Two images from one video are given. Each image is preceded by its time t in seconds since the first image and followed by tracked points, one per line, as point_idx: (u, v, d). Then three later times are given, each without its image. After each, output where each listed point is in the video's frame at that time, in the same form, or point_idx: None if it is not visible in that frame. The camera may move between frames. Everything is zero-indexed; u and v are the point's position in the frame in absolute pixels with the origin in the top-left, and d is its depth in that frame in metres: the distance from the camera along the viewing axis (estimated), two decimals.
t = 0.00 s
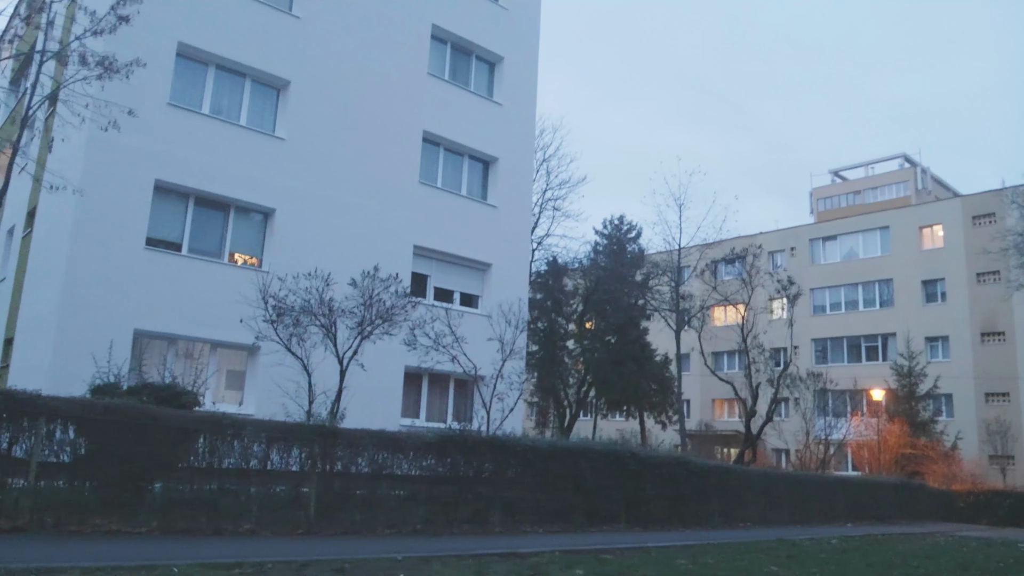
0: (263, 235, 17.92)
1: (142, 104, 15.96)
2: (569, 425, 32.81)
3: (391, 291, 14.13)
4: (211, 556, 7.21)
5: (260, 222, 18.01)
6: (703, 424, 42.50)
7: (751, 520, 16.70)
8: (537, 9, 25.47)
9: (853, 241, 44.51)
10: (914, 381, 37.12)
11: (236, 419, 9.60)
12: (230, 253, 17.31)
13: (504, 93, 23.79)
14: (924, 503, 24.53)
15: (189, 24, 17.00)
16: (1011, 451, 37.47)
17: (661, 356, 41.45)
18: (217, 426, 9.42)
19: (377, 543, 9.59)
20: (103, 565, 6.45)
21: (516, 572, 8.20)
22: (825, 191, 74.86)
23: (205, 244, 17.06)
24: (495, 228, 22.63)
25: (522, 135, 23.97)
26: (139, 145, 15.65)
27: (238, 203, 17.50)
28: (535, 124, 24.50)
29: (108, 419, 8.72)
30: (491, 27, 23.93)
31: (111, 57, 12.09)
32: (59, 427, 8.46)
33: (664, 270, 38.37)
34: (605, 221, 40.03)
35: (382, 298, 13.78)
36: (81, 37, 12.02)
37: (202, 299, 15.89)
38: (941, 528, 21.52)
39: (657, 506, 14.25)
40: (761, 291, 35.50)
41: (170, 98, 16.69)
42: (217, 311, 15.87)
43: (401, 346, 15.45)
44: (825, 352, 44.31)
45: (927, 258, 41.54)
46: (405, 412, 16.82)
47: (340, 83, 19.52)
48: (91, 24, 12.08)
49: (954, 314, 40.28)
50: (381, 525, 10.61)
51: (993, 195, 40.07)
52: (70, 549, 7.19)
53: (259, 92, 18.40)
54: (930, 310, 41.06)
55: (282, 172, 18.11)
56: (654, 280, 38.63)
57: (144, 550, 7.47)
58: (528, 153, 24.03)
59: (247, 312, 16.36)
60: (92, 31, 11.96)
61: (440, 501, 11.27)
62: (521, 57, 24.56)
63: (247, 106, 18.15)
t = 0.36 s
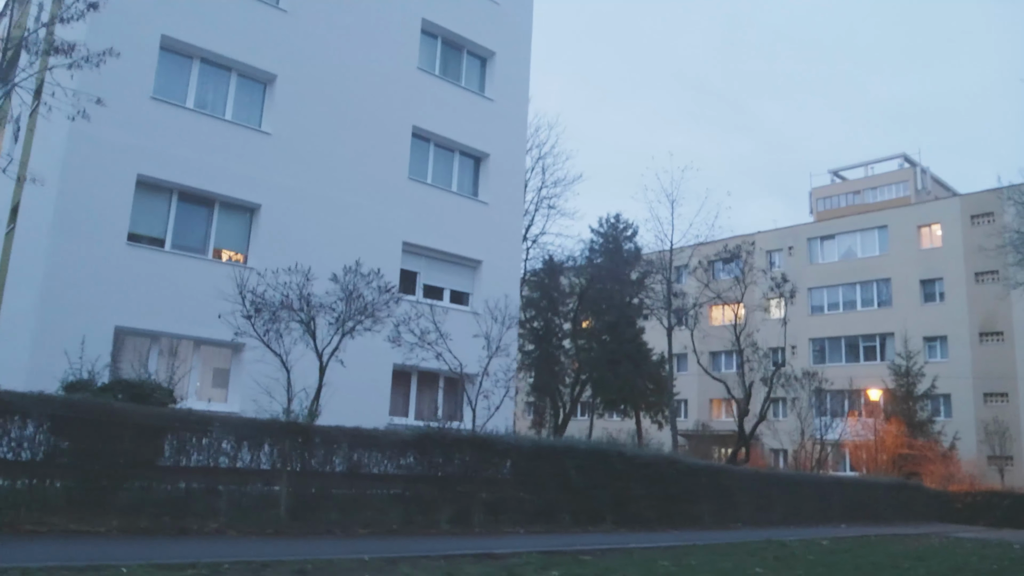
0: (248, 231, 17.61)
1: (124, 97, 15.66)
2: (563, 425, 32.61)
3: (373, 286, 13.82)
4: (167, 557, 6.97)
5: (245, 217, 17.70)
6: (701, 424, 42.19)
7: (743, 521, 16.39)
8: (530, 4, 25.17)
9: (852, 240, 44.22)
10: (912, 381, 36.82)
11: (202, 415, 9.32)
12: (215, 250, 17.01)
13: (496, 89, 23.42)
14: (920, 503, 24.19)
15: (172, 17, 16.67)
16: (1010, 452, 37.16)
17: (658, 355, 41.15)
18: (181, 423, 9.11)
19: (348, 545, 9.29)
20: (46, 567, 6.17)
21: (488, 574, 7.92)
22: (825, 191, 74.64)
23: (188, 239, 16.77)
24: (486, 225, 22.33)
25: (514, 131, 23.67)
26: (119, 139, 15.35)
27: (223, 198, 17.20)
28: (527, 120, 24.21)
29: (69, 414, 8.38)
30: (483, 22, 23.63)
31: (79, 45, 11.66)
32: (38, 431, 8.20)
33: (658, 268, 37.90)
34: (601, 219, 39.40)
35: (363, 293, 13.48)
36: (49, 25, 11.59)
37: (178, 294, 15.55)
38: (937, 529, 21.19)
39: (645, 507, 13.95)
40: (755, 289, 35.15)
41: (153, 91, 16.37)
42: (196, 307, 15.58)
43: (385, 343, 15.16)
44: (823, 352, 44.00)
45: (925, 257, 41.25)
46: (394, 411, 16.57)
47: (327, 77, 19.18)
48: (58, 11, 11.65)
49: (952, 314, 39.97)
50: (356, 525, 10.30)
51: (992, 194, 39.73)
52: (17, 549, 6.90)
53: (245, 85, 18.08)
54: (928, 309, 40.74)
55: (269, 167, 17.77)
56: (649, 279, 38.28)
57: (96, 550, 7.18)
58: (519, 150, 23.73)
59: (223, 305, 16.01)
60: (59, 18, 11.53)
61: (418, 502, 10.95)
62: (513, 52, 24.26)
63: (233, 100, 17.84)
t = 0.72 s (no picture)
0: (234, 227, 17.34)
1: (107, 90, 15.38)
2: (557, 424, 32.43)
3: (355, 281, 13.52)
4: (125, 557, 6.77)
5: (231, 213, 17.42)
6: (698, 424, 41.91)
7: (733, 521, 16.12)
8: None
9: (850, 239, 43.94)
10: (910, 381, 36.56)
11: (167, 411, 8.97)
12: (199, 246, 16.74)
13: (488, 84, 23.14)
14: (916, 504, 23.92)
15: (156, 10, 16.39)
16: (1009, 453, 36.88)
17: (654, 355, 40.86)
18: (148, 421, 8.78)
19: (318, 545, 9.02)
20: None
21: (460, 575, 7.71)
22: (825, 191, 74.38)
23: (172, 235, 16.50)
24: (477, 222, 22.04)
25: (506, 127, 23.37)
26: (101, 132, 15.05)
27: (207, 194, 16.92)
28: (519, 116, 23.90)
29: (28, 411, 8.08)
30: (474, 17, 23.32)
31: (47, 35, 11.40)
32: (21, 434, 8.08)
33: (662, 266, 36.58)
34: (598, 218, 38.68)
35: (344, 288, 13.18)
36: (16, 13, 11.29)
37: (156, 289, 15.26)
38: (932, 530, 20.91)
39: (632, 507, 13.68)
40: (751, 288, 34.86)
41: (137, 85, 16.09)
42: (175, 303, 15.28)
43: (369, 340, 14.88)
44: (821, 352, 43.72)
45: (923, 256, 40.97)
46: (383, 410, 16.33)
47: (316, 71, 18.90)
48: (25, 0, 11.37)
49: (950, 313, 39.69)
50: (330, 525, 10.04)
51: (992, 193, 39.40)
52: None
53: (231, 80, 17.80)
54: (927, 309, 40.44)
55: (256, 162, 17.49)
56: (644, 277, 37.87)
57: (45, 549, 6.93)
58: (511, 146, 23.43)
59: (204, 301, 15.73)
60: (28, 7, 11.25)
61: (396, 502, 10.69)
62: (506, 47, 23.96)
63: (219, 95, 17.57)
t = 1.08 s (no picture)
0: (219, 223, 17.08)
1: (88, 84, 15.15)
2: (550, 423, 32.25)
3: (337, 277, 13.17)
4: (77, 556, 6.58)
5: (216, 209, 17.16)
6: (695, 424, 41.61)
7: (723, 522, 15.85)
8: None
9: (848, 238, 43.68)
10: (907, 381, 36.29)
11: (131, 407, 8.71)
12: (183, 242, 16.49)
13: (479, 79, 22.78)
14: (911, 505, 23.64)
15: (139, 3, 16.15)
16: (1007, 453, 36.58)
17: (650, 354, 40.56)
18: (110, 418, 8.53)
19: (285, 546, 8.77)
20: None
21: None
22: (824, 191, 74.14)
23: (155, 231, 16.25)
24: (468, 219, 21.77)
25: (497, 123, 23.09)
26: (80, 126, 14.82)
27: (191, 189, 16.68)
28: (511, 112, 23.62)
29: None
30: (465, 12, 23.04)
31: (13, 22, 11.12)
32: None
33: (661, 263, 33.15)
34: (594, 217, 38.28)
35: (325, 284, 12.85)
36: None
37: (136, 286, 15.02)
38: (927, 531, 20.62)
39: (618, 507, 13.39)
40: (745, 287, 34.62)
41: (120, 79, 15.86)
42: (156, 299, 15.05)
43: (352, 337, 14.61)
44: (819, 352, 43.45)
45: (921, 255, 40.70)
46: (371, 408, 16.06)
47: (301, 65, 18.64)
48: None
49: (949, 313, 39.40)
50: (302, 525, 9.78)
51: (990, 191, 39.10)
52: None
53: (217, 74, 17.56)
54: (925, 309, 40.17)
55: (239, 157, 17.25)
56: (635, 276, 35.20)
57: None
58: (503, 142, 23.14)
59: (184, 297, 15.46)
60: None
61: (371, 502, 10.41)
62: (497, 43, 23.68)
63: (204, 89, 17.32)
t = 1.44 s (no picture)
0: (203, 221, 16.78)
1: (68, 78, 14.85)
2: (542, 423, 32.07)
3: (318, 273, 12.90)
4: (22, 559, 6.38)
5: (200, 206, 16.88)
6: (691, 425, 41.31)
7: (713, 522, 15.58)
8: None
9: (845, 238, 43.45)
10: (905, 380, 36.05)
11: (95, 404, 8.44)
12: (166, 239, 16.18)
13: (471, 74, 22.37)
14: (907, 506, 23.37)
15: None
16: (1005, 454, 36.33)
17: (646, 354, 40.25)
18: (71, 417, 8.24)
19: (248, 547, 8.50)
20: None
21: None
22: (823, 191, 73.88)
23: (138, 228, 15.95)
24: (459, 217, 21.39)
25: (490, 120, 22.69)
26: (59, 121, 14.56)
27: (175, 185, 16.37)
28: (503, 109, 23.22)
29: None
30: (457, 7, 22.64)
31: None
32: None
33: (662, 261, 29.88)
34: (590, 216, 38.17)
35: (305, 280, 12.58)
36: None
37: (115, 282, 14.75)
38: (922, 532, 20.34)
39: (603, 508, 13.12)
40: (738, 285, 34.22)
41: (102, 72, 15.54)
42: (135, 296, 14.79)
43: (335, 334, 14.36)
44: (816, 353, 43.18)
45: (919, 255, 40.44)
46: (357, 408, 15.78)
47: (289, 59, 18.30)
48: None
49: (947, 313, 39.10)
50: (272, 525, 9.52)
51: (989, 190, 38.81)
52: None
53: (201, 69, 17.22)
54: (923, 308, 39.92)
55: (225, 153, 16.95)
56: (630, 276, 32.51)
57: None
58: (495, 140, 22.72)
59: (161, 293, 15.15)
60: None
61: (346, 503, 10.15)
62: (490, 38, 23.25)
63: (189, 84, 17.01)
